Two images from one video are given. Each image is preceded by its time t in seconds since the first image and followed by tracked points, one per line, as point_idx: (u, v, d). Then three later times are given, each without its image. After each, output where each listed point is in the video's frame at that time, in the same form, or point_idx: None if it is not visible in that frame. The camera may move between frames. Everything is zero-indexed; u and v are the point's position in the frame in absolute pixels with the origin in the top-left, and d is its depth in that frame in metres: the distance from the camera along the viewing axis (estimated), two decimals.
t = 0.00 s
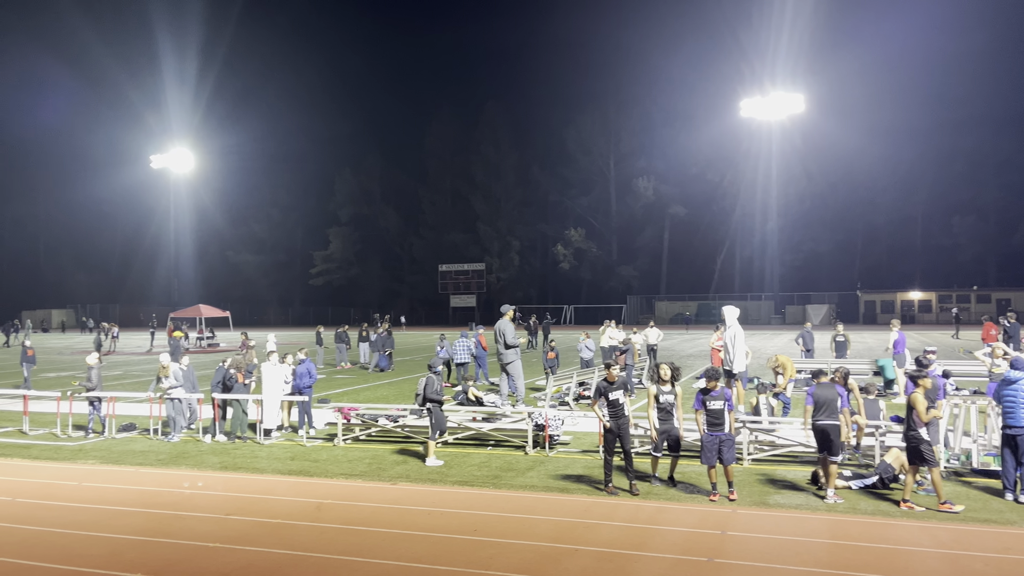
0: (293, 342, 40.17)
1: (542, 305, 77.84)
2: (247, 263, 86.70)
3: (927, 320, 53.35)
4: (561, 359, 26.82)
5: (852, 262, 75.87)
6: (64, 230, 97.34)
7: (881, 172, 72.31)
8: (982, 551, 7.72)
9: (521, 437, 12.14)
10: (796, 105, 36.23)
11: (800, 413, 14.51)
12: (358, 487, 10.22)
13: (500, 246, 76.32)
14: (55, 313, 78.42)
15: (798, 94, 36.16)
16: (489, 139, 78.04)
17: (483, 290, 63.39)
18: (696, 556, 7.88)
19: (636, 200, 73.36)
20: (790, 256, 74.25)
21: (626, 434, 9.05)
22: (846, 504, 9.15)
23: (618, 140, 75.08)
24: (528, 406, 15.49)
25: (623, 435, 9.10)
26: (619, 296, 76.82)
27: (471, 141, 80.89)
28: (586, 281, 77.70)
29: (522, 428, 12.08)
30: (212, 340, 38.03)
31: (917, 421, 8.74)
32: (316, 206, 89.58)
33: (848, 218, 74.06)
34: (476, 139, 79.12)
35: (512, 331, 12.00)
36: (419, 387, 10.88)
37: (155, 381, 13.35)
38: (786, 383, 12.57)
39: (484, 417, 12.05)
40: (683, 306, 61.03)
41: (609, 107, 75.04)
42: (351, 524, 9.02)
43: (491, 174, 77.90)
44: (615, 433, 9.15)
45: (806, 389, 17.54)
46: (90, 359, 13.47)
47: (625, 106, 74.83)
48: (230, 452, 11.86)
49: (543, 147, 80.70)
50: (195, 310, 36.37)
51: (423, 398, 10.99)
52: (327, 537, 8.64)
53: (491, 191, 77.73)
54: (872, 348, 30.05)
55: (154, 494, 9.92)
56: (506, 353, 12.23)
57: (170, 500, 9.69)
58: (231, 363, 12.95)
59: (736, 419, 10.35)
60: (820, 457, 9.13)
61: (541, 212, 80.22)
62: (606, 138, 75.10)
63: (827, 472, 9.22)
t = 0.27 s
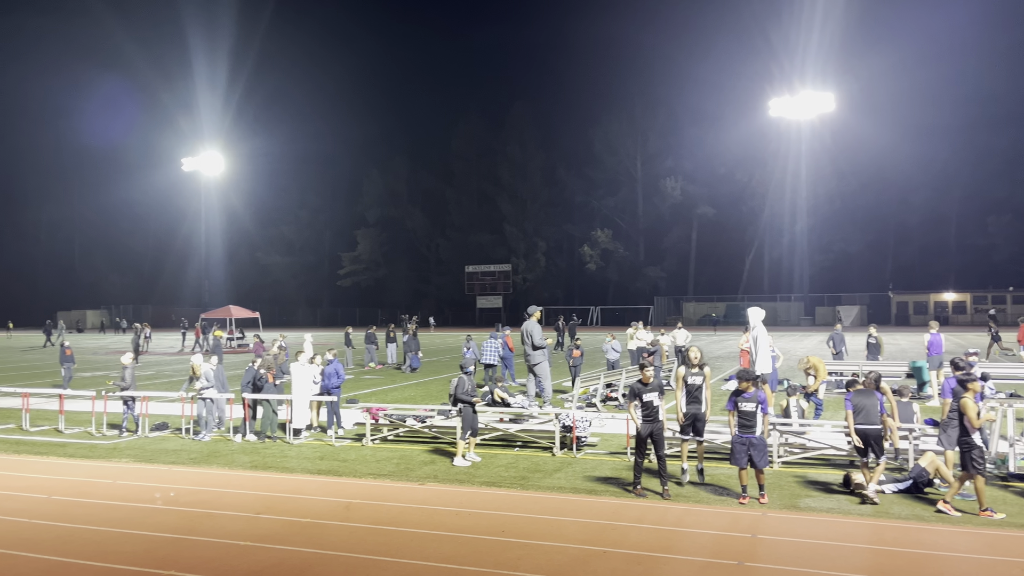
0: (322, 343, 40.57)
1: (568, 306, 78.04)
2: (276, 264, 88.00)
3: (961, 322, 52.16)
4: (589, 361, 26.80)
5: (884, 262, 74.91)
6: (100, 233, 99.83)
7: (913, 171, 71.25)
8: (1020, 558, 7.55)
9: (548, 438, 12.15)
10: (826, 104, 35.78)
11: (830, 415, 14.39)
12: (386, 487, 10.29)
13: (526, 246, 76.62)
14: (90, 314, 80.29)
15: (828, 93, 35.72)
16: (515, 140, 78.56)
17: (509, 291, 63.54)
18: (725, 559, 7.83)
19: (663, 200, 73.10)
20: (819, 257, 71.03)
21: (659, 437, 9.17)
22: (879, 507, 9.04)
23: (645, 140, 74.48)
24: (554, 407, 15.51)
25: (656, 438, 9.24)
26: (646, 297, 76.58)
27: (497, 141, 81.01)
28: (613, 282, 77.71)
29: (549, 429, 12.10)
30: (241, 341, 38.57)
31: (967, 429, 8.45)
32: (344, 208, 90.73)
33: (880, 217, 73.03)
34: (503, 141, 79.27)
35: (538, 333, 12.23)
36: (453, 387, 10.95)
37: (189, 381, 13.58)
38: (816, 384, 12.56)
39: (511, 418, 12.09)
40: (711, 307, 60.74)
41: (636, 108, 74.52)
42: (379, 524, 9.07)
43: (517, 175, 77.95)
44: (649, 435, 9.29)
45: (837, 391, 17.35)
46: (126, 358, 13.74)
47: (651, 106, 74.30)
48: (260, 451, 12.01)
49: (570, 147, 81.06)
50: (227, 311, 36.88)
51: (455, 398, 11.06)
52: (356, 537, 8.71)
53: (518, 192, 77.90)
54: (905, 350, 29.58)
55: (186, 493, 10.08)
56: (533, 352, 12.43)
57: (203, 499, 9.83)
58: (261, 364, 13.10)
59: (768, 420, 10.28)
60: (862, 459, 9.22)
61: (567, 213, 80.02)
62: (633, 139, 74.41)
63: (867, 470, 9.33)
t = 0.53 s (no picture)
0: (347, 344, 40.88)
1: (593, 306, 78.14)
2: (302, 264, 89.28)
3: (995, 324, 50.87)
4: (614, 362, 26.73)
5: (915, 262, 74.06)
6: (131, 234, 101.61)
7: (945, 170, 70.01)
8: None
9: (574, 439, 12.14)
10: (855, 103, 35.30)
11: (860, 418, 14.25)
12: (413, 487, 10.33)
13: (551, 248, 76.86)
14: (122, 314, 81.91)
15: (858, 91, 35.23)
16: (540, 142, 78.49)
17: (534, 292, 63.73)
18: (754, 562, 7.75)
19: (688, 200, 72.56)
20: (847, 258, 70.84)
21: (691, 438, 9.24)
22: (911, 512, 8.91)
23: (671, 140, 73.68)
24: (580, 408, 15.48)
25: (688, 438, 9.27)
26: (672, 298, 76.16)
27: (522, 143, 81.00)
28: (638, 282, 77.61)
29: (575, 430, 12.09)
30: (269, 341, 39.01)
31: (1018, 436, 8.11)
32: (370, 209, 91.47)
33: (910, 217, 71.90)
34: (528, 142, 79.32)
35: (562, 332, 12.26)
36: (482, 387, 10.94)
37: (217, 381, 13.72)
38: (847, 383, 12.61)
39: (536, 419, 12.09)
40: (737, 308, 60.25)
41: (662, 108, 73.49)
42: (406, 524, 9.11)
43: (542, 175, 78.15)
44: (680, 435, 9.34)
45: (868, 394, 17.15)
46: (156, 358, 13.93)
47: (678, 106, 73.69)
48: (287, 450, 12.11)
49: (594, 148, 80.37)
50: (254, 311, 37.23)
51: (484, 398, 11.06)
52: (383, 536, 8.74)
53: (543, 193, 78.13)
54: (937, 352, 29.09)
55: (214, 491, 10.20)
56: (559, 352, 12.47)
57: (230, 497, 9.93)
58: (288, 364, 13.23)
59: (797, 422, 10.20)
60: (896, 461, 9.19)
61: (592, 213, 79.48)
62: (659, 138, 73.64)
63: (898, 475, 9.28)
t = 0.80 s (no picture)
0: (370, 343, 41.16)
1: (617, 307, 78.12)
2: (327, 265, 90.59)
3: None
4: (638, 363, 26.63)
5: (947, 262, 72.42)
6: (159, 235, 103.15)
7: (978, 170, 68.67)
8: None
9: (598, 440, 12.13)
10: (885, 102, 34.84)
11: (890, 420, 14.09)
12: (438, 487, 10.36)
13: (575, 248, 76.90)
14: (151, 313, 83.24)
15: (887, 90, 34.78)
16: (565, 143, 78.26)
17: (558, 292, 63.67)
18: (782, 566, 7.67)
19: (715, 200, 72.11)
20: (877, 258, 68.92)
21: (720, 440, 9.33)
22: (943, 516, 8.78)
23: (697, 139, 73.09)
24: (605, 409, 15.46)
25: (717, 440, 9.38)
26: (697, 299, 75.64)
27: (545, 143, 80.98)
28: (663, 283, 77.15)
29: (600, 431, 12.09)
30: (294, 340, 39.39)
31: None
32: (393, 209, 92.00)
33: (942, 218, 70.63)
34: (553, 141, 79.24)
35: (587, 335, 12.30)
36: (508, 386, 10.94)
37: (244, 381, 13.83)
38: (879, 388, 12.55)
39: (560, 419, 12.10)
40: (764, 309, 59.61)
41: (688, 107, 73.43)
42: (431, 524, 9.13)
43: (567, 176, 77.91)
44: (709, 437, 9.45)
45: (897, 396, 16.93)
46: (185, 357, 14.12)
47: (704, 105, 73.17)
48: (313, 450, 12.21)
49: (619, 147, 79.97)
50: (281, 311, 37.59)
51: (510, 398, 11.08)
52: (407, 536, 8.77)
53: (568, 194, 77.84)
54: (969, 355, 28.58)
55: (241, 489, 10.31)
56: (583, 354, 12.58)
57: (257, 496, 10.03)
58: (314, 364, 13.36)
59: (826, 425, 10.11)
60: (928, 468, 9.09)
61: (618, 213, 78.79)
62: (685, 139, 73.42)
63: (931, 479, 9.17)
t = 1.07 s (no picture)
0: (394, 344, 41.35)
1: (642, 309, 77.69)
2: (353, 266, 91.64)
3: None
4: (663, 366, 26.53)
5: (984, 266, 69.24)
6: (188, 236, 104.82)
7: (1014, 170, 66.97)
8: None
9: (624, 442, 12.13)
10: (915, 103, 34.41)
11: (921, 424, 13.89)
12: (463, 487, 10.40)
13: (598, 249, 78.07)
14: (180, 314, 84.44)
15: (918, 91, 34.34)
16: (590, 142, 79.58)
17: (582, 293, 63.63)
18: (810, 570, 7.57)
19: (741, 202, 71.84)
20: (906, 260, 69.48)
21: (749, 443, 9.28)
22: (975, 523, 8.63)
23: (723, 140, 73.98)
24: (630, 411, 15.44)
25: (746, 443, 9.31)
26: (723, 301, 75.03)
27: (569, 144, 81.18)
28: (688, 285, 76.43)
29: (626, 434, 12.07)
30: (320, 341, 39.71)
31: None
32: (418, 211, 92.49)
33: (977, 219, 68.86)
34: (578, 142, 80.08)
35: (611, 336, 12.40)
36: (532, 387, 11.00)
37: (272, 382, 14.01)
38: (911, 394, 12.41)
39: (585, 421, 12.11)
40: (791, 312, 58.77)
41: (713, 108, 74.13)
42: (456, 524, 9.16)
43: (591, 177, 78.71)
44: (738, 439, 9.40)
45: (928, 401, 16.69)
46: (213, 356, 14.30)
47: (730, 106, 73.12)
48: (340, 449, 12.31)
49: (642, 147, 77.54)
50: (307, 312, 37.94)
51: (534, 398, 11.14)
52: (432, 536, 8.79)
53: (591, 194, 78.71)
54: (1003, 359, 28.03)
55: (269, 488, 10.42)
56: (609, 356, 12.63)
57: (284, 494, 10.13)
58: (339, 364, 13.50)
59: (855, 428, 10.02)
60: (960, 473, 8.95)
61: (642, 214, 77.13)
62: (709, 139, 74.15)
63: (964, 485, 9.04)
